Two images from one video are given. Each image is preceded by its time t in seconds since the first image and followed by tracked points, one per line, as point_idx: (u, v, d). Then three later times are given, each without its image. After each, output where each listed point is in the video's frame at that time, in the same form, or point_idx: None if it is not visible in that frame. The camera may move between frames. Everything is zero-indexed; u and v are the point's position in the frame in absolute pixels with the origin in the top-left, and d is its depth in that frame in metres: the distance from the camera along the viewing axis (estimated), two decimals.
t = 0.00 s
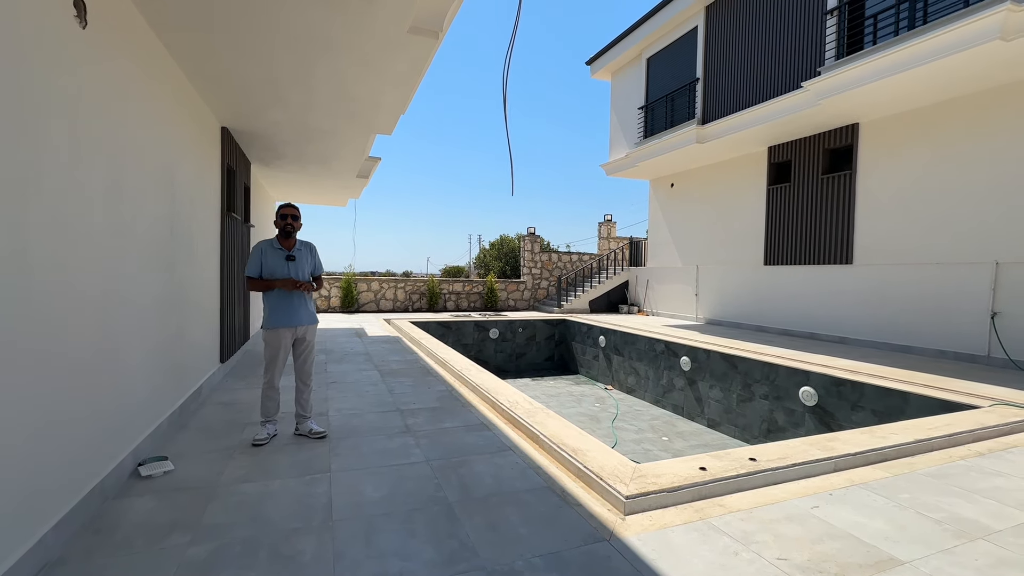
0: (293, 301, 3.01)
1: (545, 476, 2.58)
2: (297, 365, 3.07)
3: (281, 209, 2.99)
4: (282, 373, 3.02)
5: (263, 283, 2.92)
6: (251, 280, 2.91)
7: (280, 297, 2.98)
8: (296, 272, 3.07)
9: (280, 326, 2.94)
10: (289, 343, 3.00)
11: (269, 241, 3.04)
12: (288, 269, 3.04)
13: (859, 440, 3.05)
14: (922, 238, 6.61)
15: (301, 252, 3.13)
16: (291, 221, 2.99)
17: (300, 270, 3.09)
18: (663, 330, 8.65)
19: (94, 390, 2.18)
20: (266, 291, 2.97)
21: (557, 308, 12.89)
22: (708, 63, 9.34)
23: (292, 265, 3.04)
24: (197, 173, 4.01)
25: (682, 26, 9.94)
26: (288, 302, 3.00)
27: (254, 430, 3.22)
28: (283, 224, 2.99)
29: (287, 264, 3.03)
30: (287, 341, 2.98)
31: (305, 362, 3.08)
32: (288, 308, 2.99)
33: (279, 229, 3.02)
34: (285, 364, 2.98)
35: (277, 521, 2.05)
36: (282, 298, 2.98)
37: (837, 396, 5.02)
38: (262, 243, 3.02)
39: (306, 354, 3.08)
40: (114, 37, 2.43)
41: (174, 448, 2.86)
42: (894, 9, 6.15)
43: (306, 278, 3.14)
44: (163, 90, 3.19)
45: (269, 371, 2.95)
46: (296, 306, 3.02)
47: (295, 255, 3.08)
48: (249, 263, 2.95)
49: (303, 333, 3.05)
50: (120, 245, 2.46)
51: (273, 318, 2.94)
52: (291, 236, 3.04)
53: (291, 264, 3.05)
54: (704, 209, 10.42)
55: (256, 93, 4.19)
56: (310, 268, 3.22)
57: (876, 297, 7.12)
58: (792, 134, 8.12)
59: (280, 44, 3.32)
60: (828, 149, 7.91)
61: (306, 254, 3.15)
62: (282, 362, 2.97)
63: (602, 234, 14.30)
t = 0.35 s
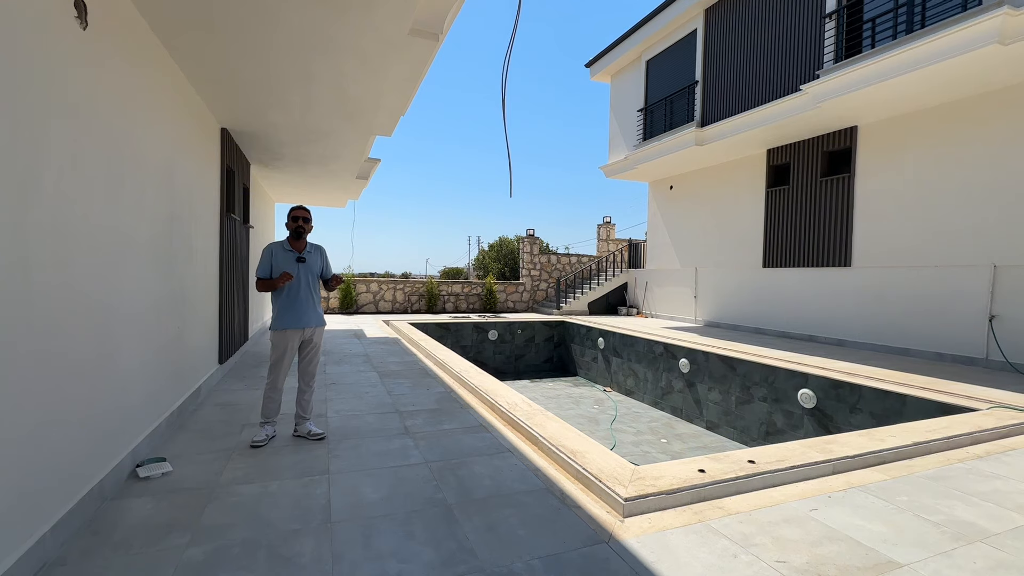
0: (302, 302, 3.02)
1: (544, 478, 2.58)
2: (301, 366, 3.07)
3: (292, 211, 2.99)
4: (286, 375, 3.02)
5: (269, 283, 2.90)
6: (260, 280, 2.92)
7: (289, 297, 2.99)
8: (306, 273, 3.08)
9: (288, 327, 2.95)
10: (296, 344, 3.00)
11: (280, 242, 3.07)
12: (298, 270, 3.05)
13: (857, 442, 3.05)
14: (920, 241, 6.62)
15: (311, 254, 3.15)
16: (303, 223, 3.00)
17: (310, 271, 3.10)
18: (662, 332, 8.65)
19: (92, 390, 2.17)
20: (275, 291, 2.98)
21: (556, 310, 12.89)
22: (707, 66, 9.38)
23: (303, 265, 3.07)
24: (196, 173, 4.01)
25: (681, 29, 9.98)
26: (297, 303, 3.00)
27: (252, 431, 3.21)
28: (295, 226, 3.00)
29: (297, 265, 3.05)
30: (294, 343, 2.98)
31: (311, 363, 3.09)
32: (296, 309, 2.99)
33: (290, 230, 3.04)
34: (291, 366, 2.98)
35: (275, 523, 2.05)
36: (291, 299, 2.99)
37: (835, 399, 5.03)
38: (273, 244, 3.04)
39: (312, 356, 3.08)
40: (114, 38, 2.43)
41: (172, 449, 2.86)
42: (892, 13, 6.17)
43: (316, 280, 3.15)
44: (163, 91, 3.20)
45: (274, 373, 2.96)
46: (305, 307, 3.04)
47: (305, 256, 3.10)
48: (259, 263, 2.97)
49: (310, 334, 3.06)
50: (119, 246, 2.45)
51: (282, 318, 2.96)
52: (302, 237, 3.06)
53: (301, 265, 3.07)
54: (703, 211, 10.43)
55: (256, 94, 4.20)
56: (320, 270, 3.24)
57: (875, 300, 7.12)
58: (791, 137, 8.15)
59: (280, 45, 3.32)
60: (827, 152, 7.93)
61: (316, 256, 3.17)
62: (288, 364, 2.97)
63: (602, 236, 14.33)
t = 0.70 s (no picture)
0: (305, 303, 3.01)
1: (542, 480, 2.58)
2: (302, 367, 3.06)
3: (300, 213, 3.04)
4: (287, 375, 3.01)
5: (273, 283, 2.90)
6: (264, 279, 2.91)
7: (294, 298, 2.99)
8: (310, 274, 3.05)
9: (291, 327, 2.95)
10: (298, 345, 3.00)
11: (285, 243, 3.09)
12: (302, 271, 3.03)
13: (856, 444, 3.05)
14: (917, 243, 6.64)
15: (316, 256, 3.15)
16: (309, 225, 3.04)
17: (314, 273, 3.07)
18: (661, 333, 8.65)
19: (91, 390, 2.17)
20: (279, 291, 2.99)
21: (555, 311, 12.89)
22: (706, 68, 9.40)
23: (306, 267, 3.03)
24: (195, 174, 4.00)
25: (680, 31, 10.00)
26: (300, 304, 3.00)
27: (250, 432, 3.21)
28: (301, 228, 3.04)
29: (302, 266, 3.03)
30: (296, 343, 2.98)
31: (312, 364, 3.08)
32: (299, 309, 2.99)
33: (297, 232, 3.07)
34: (293, 366, 2.98)
35: (273, 525, 2.04)
36: (295, 300, 2.99)
37: (834, 400, 5.04)
38: (279, 244, 3.06)
39: (313, 357, 3.08)
40: (113, 39, 2.42)
41: (170, 451, 2.85)
42: (890, 16, 6.20)
43: (321, 282, 3.14)
44: (162, 92, 3.19)
45: (275, 373, 2.96)
46: (308, 308, 3.03)
47: (310, 257, 3.08)
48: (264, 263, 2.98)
49: (312, 336, 3.05)
50: (118, 247, 2.45)
51: (285, 319, 2.96)
52: (308, 239, 3.09)
53: (306, 267, 3.04)
54: (702, 213, 10.44)
55: (255, 95, 4.20)
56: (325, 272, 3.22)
57: (873, 302, 7.13)
58: (790, 140, 8.16)
59: (280, 46, 3.32)
60: (825, 154, 7.95)
61: (322, 258, 3.17)
62: (290, 364, 2.97)
63: (601, 237, 14.35)
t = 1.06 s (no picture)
0: (305, 304, 3.01)
1: (541, 480, 2.58)
2: (302, 367, 3.06)
3: (303, 213, 3.03)
4: (288, 375, 3.01)
5: (275, 284, 2.94)
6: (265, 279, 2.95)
7: (293, 299, 2.99)
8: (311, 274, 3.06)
9: (290, 327, 2.95)
10: (297, 345, 3.00)
11: (288, 243, 3.10)
12: (302, 271, 3.04)
13: (854, 445, 3.06)
14: (916, 244, 6.65)
15: (318, 257, 3.15)
16: (312, 226, 3.02)
17: (314, 274, 3.08)
18: (660, 334, 8.66)
19: (89, 391, 2.17)
20: (280, 291, 3.01)
21: (554, 311, 12.90)
22: (705, 69, 9.41)
23: (307, 268, 3.04)
24: (194, 174, 4.00)
25: (678, 33, 10.03)
26: (300, 304, 3.00)
27: (249, 433, 3.21)
28: (304, 228, 3.03)
29: (303, 267, 3.04)
30: (296, 343, 2.98)
31: (311, 365, 3.08)
32: (298, 309, 2.99)
33: (300, 232, 3.07)
34: (293, 366, 2.98)
35: (270, 526, 2.04)
36: (295, 300, 2.99)
37: (832, 401, 5.04)
38: (281, 244, 3.08)
39: (313, 357, 3.07)
40: (112, 40, 2.42)
41: (168, 451, 2.85)
42: (888, 18, 6.21)
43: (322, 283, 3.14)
44: (161, 92, 3.19)
45: (275, 373, 2.95)
46: (308, 309, 3.02)
47: (312, 258, 3.08)
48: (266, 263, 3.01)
49: (312, 336, 3.05)
50: (117, 246, 2.45)
51: (284, 319, 2.96)
52: (310, 240, 3.08)
53: (307, 267, 3.05)
54: (701, 214, 10.46)
55: (254, 96, 4.20)
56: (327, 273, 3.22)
57: (872, 303, 7.14)
58: (789, 141, 8.17)
59: (279, 47, 3.33)
60: (824, 155, 7.97)
61: (324, 259, 3.17)
62: (289, 364, 2.96)
63: (600, 238, 14.36)
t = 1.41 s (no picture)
0: (304, 304, 3.00)
1: (540, 480, 2.58)
2: (301, 367, 3.06)
3: (302, 214, 3.02)
4: (287, 376, 3.01)
5: (274, 285, 2.93)
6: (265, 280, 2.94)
7: (292, 299, 2.99)
8: (310, 275, 3.06)
9: (289, 327, 2.95)
10: (297, 345, 3.00)
11: (287, 243, 3.09)
12: (302, 271, 3.04)
13: (853, 445, 3.06)
14: (915, 244, 6.66)
15: (318, 257, 3.14)
16: (311, 226, 3.02)
17: (314, 274, 3.07)
18: (659, 334, 8.66)
19: (88, 391, 2.16)
20: (279, 292, 3.00)
21: (553, 311, 12.90)
22: (704, 70, 9.41)
23: (307, 269, 3.04)
24: (194, 173, 4.00)
25: (678, 33, 10.04)
26: (299, 305, 2.99)
27: (248, 433, 3.20)
28: (303, 228, 3.03)
29: (302, 267, 3.04)
30: (295, 343, 2.98)
31: (310, 365, 3.08)
32: (297, 310, 2.98)
33: (299, 232, 3.07)
34: (293, 367, 2.98)
35: (269, 526, 2.04)
36: (294, 300, 2.99)
37: (831, 401, 5.05)
38: (281, 244, 3.07)
39: (312, 357, 3.07)
40: (111, 40, 2.42)
41: (167, 451, 2.85)
42: (888, 18, 6.22)
43: (321, 282, 3.13)
44: (160, 92, 3.18)
45: (274, 373, 2.95)
46: (307, 309, 3.02)
47: (311, 259, 3.08)
48: (266, 263, 3.00)
49: (311, 336, 3.05)
50: (115, 245, 2.44)
51: (283, 319, 2.96)
52: (309, 240, 3.08)
53: (306, 268, 3.04)
54: (701, 214, 10.46)
55: (254, 95, 4.19)
56: (326, 273, 3.21)
57: (871, 303, 7.15)
58: (788, 141, 8.18)
59: (278, 46, 3.32)
60: (823, 155, 7.97)
61: (323, 259, 3.16)
62: (288, 365, 2.96)
63: (599, 238, 14.37)
